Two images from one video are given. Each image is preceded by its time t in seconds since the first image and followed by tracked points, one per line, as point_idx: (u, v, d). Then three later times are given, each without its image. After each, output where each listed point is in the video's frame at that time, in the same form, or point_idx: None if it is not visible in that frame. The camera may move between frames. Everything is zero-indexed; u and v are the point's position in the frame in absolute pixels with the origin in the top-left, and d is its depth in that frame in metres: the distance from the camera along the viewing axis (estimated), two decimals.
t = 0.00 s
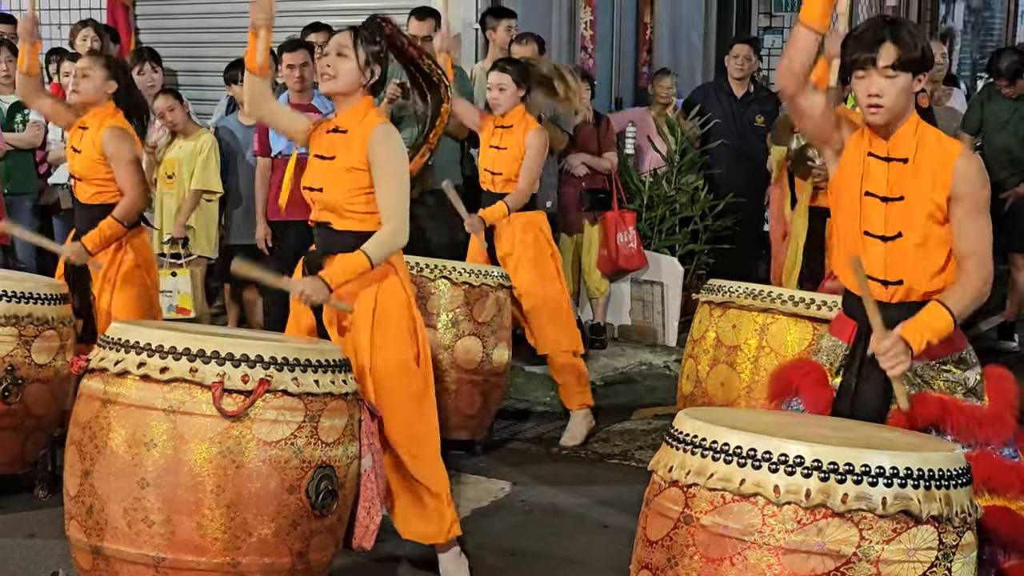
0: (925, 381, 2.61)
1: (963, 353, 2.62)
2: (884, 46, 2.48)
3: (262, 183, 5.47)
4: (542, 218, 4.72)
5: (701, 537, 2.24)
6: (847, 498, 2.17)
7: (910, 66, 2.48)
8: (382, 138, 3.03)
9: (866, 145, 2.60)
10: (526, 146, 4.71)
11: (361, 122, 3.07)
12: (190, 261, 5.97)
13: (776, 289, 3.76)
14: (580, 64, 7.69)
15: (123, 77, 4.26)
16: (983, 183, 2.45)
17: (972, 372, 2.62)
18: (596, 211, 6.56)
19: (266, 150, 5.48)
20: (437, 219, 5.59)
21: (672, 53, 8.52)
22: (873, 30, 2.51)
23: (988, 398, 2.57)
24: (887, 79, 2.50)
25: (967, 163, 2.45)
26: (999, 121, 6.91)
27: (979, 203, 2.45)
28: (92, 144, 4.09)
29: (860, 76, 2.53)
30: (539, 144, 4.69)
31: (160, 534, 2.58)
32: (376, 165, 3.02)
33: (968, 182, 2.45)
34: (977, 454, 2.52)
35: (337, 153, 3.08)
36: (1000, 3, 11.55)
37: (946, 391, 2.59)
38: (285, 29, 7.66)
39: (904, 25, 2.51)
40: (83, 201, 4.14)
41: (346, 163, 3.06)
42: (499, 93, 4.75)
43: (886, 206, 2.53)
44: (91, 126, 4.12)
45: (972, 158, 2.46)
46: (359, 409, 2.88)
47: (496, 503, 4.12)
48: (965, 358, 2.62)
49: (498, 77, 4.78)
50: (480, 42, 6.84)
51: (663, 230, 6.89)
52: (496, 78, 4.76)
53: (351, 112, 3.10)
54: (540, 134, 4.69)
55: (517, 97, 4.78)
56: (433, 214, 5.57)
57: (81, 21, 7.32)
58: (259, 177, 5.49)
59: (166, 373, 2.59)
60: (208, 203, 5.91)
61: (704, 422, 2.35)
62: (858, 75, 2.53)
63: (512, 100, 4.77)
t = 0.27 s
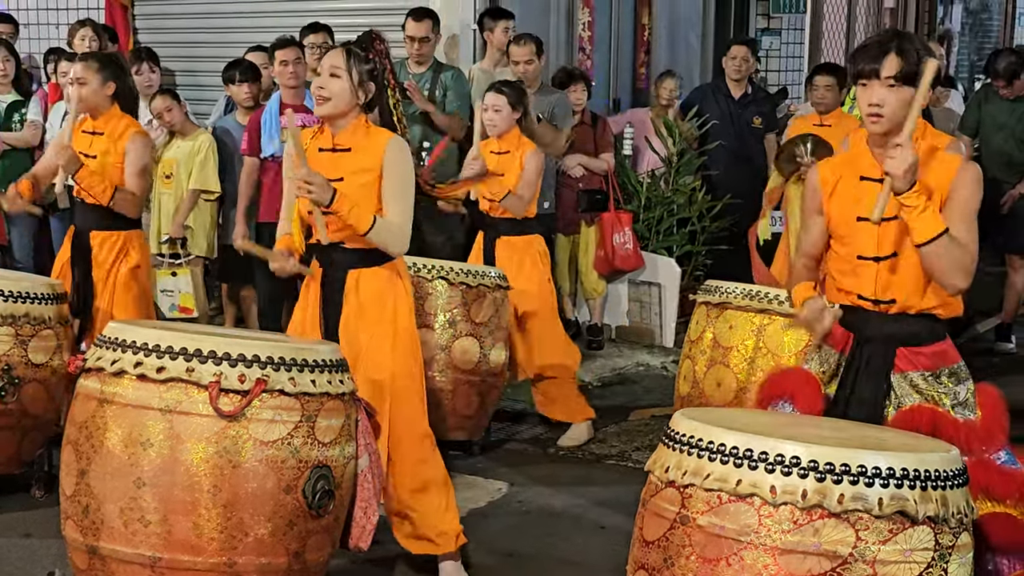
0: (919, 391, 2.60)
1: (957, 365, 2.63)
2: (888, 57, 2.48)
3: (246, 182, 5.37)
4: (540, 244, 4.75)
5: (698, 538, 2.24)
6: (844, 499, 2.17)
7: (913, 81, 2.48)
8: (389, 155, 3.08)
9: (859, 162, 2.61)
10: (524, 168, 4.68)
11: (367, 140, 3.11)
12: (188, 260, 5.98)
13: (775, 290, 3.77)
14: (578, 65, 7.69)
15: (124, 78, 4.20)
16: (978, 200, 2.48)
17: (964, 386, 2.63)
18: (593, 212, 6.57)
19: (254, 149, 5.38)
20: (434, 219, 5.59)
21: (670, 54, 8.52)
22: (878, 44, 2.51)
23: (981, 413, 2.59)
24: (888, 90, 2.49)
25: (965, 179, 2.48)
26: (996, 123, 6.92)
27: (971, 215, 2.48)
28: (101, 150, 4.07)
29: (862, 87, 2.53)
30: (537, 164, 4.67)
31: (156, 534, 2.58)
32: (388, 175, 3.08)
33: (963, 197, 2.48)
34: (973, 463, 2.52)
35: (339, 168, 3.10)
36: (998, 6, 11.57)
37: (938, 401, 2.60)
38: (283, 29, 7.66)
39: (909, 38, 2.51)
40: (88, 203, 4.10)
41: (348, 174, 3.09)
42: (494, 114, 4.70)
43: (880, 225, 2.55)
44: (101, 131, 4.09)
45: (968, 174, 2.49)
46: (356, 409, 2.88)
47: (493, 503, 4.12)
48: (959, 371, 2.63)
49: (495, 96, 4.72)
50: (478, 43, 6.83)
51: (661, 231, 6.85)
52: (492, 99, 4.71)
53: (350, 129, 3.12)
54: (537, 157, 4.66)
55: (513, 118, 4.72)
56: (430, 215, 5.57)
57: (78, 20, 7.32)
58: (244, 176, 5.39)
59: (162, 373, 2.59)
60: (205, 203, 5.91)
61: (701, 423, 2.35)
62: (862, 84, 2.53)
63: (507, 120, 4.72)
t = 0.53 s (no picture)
0: (920, 411, 2.60)
1: (956, 384, 2.65)
2: (883, 86, 2.50)
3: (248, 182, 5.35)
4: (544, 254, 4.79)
5: (695, 540, 2.24)
6: (841, 501, 2.17)
7: (909, 109, 2.50)
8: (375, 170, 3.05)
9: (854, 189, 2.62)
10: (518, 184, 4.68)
11: (354, 155, 3.08)
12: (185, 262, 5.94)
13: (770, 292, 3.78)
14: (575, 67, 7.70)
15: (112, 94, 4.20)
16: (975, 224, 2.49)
17: (964, 404, 2.65)
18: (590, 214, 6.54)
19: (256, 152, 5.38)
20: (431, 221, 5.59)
21: (666, 56, 8.52)
22: (871, 74, 2.52)
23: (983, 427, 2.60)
24: (883, 118, 2.51)
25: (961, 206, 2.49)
26: (991, 125, 6.93)
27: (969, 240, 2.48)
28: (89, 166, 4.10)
29: (856, 115, 2.55)
30: (531, 183, 4.66)
31: (152, 536, 2.58)
32: (376, 195, 3.06)
33: (960, 222, 2.48)
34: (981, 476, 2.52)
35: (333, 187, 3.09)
36: (994, 9, 11.59)
37: (940, 419, 2.61)
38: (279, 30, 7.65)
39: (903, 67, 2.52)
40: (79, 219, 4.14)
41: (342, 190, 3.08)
42: (488, 128, 4.71)
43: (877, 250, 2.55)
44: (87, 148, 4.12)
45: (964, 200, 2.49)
46: (353, 411, 2.87)
47: (489, 505, 4.12)
48: (958, 390, 2.65)
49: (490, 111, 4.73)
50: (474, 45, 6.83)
51: (658, 233, 6.89)
52: (487, 113, 4.72)
53: (339, 147, 3.10)
54: (531, 170, 4.65)
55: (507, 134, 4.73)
56: (426, 217, 5.57)
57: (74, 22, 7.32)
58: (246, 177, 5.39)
59: (159, 375, 2.58)
60: (202, 206, 5.88)
61: (697, 425, 2.35)
62: (854, 113, 2.55)
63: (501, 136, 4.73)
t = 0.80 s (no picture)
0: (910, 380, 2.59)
1: (951, 353, 2.61)
2: (872, 46, 2.54)
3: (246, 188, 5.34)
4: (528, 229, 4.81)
5: (687, 548, 2.24)
6: (833, 510, 2.17)
7: (896, 66, 2.53)
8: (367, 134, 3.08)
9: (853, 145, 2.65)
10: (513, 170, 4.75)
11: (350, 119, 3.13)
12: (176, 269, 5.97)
13: (764, 300, 3.76)
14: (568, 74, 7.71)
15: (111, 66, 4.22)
16: (968, 190, 2.49)
17: (959, 372, 2.63)
18: (582, 222, 6.61)
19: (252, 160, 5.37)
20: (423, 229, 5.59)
21: (659, 64, 8.54)
22: (861, 31, 2.56)
23: (974, 400, 2.59)
24: (872, 79, 2.55)
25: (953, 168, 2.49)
26: (983, 133, 6.95)
27: (962, 209, 2.49)
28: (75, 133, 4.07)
29: (846, 76, 2.59)
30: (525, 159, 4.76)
31: (144, 544, 2.57)
32: (366, 157, 3.08)
33: (951, 186, 2.49)
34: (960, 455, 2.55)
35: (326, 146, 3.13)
36: (986, 17, 11.63)
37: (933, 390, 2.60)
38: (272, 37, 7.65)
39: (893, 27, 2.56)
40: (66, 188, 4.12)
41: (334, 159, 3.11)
42: (483, 104, 4.81)
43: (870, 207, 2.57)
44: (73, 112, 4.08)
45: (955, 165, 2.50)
46: (345, 419, 2.87)
47: (481, 513, 4.12)
48: (953, 358, 2.62)
49: (483, 87, 4.85)
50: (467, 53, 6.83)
51: (650, 240, 6.92)
52: (481, 90, 4.83)
53: (341, 106, 3.15)
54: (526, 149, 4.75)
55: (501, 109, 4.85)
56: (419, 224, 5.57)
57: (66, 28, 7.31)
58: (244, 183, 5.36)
59: (150, 383, 2.58)
60: (194, 212, 5.91)
61: (690, 433, 2.35)
62: (846, 74, 2.60)
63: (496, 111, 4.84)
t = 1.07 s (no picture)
0: (907, 420, 2.65)
1: (947, 399, 2.68)
2: (872, 105, 2.50)
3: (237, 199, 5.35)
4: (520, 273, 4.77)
5: (681, 558, 2.24)
6: (827, 520, 2.17)
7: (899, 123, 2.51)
8: (370, 184, 3.07)
9: (857, 195, 2.68)
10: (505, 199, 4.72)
11: (348, 171, 3.10)
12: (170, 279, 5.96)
13: (756, 309, 3.78)
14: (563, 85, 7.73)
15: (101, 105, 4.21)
16: (967, 240, 2.48)
17: (955, 418, 2.69)
18: (577, 231, 6.59)
19: (245, 168, 5.38)
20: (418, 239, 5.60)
21: (654, 75, 8.56)
22: (861, 90, 2.52)
23: (971, 443, 2.65)
24: (876, 136, 2.54)
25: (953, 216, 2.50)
26: (977, 143, 6.97)
27: (961, 255, 2.48)
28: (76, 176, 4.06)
29: (850, 134, 2.58)
30: (518, 198, 4.70)
31: (137, 554, 2.56)
32: (360, 208, 3.06)
33: (951, 235, 2.49)
34: (965, 492, 2.60)
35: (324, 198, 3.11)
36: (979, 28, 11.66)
37: (930, 430, 2.65)
38: (267, 47, 7.66)
39: (891, 81, 2.53)
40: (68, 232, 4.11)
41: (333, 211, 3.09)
42: (478, 143, 4.76)
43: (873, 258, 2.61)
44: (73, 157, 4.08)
45: (956, 214, 2.50)
46: (339, 429, 2.87)
47: (476, 523, 4.12)
48: (949, 405, 2.68)
49: (475, 127, 4.80)
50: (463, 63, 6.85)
51: (645, 251, 6.92)
52: (474, 129, 4.78)
53: (337, 158, 3.12)
54: (519, 188, 4.69)
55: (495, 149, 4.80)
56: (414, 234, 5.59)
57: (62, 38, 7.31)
58: (235, 193, 5.38)
59: (145, 393, 2.58)
60: (189, 223, 5.89)
61: (685, 443, 2.35)
62: (848, 131, 2.58)
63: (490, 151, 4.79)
